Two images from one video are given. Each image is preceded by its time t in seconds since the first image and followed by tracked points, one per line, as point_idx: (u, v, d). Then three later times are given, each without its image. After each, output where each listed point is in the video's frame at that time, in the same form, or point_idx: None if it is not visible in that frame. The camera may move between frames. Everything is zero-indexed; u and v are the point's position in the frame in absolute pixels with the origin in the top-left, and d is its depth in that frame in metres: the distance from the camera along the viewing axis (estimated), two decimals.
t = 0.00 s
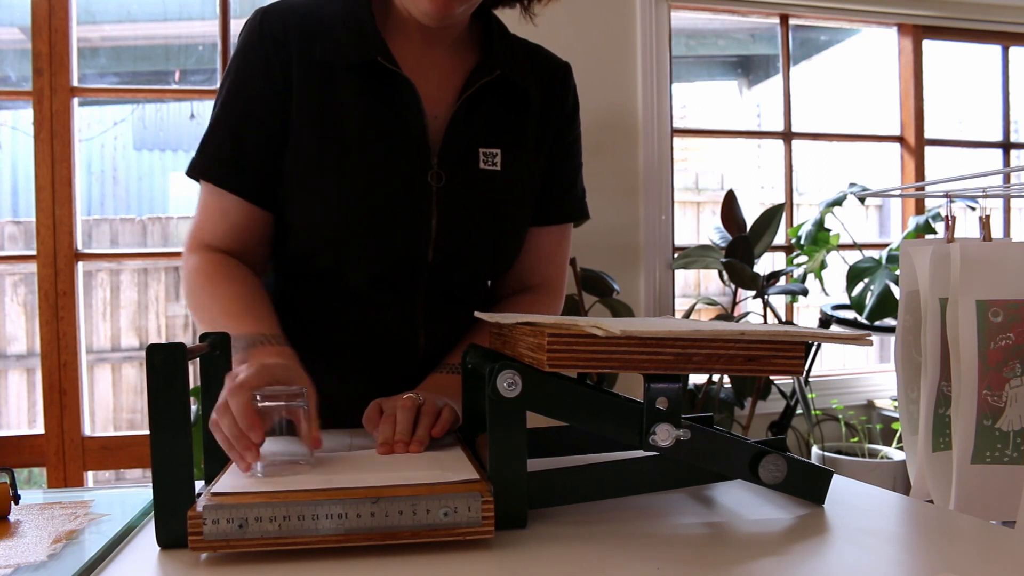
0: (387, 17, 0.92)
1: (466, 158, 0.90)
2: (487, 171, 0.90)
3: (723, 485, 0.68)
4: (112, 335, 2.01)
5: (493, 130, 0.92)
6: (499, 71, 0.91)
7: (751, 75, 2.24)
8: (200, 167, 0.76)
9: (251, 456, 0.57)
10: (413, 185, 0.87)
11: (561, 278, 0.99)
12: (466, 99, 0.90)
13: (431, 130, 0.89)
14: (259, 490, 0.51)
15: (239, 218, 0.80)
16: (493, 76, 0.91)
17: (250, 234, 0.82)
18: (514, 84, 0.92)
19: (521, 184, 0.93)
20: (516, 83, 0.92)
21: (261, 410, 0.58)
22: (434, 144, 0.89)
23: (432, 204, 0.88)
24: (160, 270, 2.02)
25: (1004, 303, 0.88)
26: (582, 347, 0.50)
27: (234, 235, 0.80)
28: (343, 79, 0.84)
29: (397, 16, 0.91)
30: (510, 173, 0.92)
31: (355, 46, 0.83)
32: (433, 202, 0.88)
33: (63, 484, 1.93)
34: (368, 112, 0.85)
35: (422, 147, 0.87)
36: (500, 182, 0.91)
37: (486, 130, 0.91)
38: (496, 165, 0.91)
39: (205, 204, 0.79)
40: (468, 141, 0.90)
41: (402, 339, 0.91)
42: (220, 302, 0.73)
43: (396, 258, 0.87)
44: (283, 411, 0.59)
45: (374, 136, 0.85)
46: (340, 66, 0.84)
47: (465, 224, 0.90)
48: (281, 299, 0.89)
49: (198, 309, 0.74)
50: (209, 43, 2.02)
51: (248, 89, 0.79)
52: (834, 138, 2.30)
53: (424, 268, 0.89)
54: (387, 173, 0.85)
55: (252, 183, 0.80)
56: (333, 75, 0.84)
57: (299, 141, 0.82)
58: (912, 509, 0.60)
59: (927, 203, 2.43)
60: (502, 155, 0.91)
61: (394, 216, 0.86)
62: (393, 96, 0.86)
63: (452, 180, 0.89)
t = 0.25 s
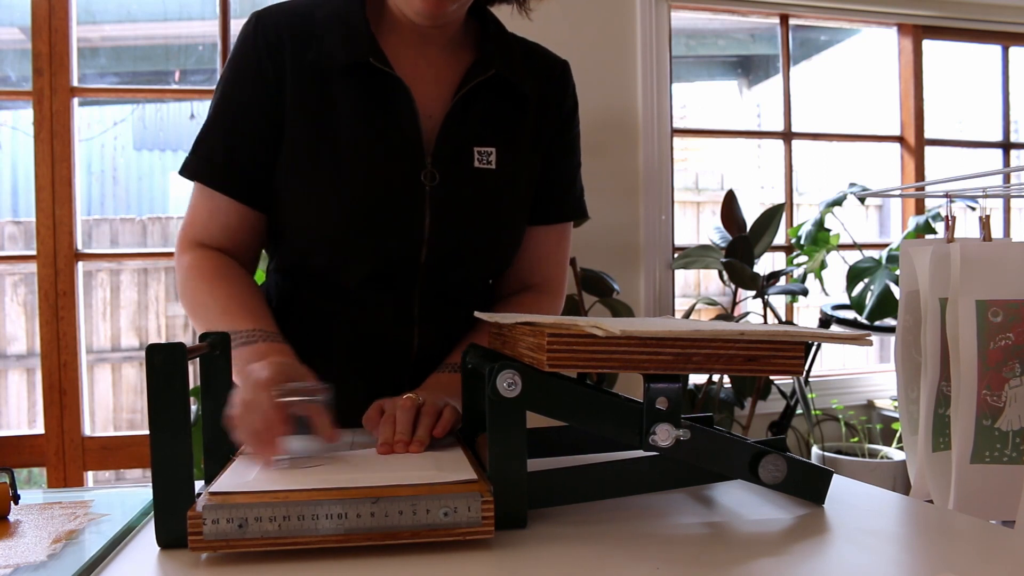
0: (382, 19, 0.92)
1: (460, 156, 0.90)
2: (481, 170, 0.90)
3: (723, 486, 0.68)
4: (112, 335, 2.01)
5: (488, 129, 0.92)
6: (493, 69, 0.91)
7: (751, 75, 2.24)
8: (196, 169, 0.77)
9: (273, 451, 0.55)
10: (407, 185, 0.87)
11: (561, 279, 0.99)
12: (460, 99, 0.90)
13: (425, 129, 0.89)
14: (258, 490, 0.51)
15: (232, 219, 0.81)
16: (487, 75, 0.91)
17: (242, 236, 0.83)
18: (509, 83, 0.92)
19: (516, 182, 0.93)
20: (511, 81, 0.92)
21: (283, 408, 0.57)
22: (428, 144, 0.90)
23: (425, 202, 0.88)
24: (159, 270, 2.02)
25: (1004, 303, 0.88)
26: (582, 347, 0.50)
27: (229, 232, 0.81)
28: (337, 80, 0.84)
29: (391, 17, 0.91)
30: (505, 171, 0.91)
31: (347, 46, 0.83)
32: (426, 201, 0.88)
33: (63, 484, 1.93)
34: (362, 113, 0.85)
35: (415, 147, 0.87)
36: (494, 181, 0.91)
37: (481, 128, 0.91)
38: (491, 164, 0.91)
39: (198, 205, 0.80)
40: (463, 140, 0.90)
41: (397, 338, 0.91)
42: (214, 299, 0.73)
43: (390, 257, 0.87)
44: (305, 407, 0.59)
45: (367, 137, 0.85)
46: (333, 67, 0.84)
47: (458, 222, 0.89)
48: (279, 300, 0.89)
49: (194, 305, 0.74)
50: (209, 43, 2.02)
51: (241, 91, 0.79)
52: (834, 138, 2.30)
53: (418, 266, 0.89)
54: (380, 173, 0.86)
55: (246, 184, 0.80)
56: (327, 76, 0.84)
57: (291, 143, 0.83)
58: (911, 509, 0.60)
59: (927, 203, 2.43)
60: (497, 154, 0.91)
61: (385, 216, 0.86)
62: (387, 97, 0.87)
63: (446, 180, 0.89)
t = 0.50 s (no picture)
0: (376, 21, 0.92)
1: (457, 155, 0.90)
2: (478, 168, 0.90)
3: (723, 486, 0.68)
4: (112, 335, 2.01)
5: (485, 128, 0.92)
6: (489, 68, 0.91)
7: (751, 75, 2.24)
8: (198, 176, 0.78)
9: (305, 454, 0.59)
10: (404, 184, 0.87)
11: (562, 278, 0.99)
12: (457, 98, 0.90)
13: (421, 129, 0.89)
14: (258, 490, 0.51)
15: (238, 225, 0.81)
16: (484, 74, 0.91)
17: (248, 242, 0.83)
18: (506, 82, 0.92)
19: (514, 181, 0.93)
20: (508, 80, 0.92)
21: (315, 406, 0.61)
22: (425, 143, 0.90)
23: (422, 201, 0.88)
24: (159, 270, 2.02)
25: (1004, 303, 0.88)
26: (581, 347, 0.50)
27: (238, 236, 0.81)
28: (334, 81, 0.85)
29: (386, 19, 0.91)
30: (503, 169, 0.92)
31: (344, 48, 0.84)
32: (423, 200, 0.88)
33: (63, 484, 1.93)
34: (360, 114, 0.86)
35: (413, 146, 0.87)
36: (491, 179, 0.91)
37: (478, 128, 0.91)
38: (488, 162, 0.91)
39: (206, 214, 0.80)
40: (460, 139, 0.90)
41: (396, 338, 0.91)
42: (222, 305, 0.74)
43: (387, 256, 0.87)
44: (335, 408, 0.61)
45: (365, 137, 0.85)
46: (330, 69, 0.84)
47: (456, 221, 0.89)
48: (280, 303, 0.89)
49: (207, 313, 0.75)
50: (209, 43, 2.02)
51: (239, 93, 0.80)
52: (834, 138, 2.30)
53: (416, 265, 0.89)
54: (377, 173, 0.86)
55: (245, 185, 0.80)
56: (324, 78, 0.85)
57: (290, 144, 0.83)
58: (911, 509, 0.60)
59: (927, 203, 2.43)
60: (494, 152, 0.91)
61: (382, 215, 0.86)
62: (384, 97, 0.87)
63: (443, 178, 0.89)
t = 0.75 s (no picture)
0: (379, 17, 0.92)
1: (459, 154, 0.90)
2: (479, 167, 0.90)
3: (723, 486, 0.68)
4: (112, 335, 2.01)
5: (486, 127, 0.92)
6: (492, 68, 0.91)
7: (751, 75, 2.24)
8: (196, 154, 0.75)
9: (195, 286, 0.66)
10: (405, 179, 0.87)
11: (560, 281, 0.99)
12: (459, 97, 0.90)
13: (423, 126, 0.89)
14: (258, 489, 0.51)
15: (235, 194, 0.75)
16: (488, 74, 0.91)
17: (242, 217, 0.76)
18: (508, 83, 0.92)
19: (513, 182, 0.93)
20: (511, 82, 0.92)
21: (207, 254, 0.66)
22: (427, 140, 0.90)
23: (423, 197, 0.88)
24: (160, 270, 2.03)
25: (1004, 303, 0.88)
26: (581, 347, 0.50)
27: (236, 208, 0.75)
28: (337, 75, 0.85)
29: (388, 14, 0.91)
30: (503, 169, 0.92)
31: (347, 43, 0.84)
32: (423, 198, 0.88)
33: (63, 485, 1.93)
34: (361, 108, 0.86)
35: (416, 143, 0.87)
36: (492, 178, 0.91)
37: (480, 128, 0.91)
38: (488, 161, 0.91)
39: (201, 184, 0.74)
40: (461, 137, 0.90)
41: (395, 336, 0.91)
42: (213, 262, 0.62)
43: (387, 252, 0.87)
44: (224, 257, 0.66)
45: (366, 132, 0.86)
46: (334, 63, 0.84)
47: (455, 219, 0.89)
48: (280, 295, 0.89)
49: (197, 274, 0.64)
50: (209, 43, 2.02)
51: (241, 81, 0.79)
52: (834, 138, 2.30)
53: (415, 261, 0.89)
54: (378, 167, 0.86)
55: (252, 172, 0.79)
56: (327, 72, 0.84)
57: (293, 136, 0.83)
58: (912, 509, 0.60)
59: (927, 203, 2.43)
60: (494, 151, 0.91)
61: (382, 211, 0.87)
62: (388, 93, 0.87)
63: (443, 174, 0.89)
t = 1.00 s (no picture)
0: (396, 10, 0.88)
1: (479, 165, 0.89)
2: (496, 178, 0.91)
3: (723, 486, 0.68)
4: (112, 335, 2.01)
5: (501, 138, 0.92)
6: (507, 82, 0.91)
7: (751, 75, 2.24)
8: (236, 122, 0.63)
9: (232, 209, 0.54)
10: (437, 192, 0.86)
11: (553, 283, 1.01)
12: (478, 108, 0.90)
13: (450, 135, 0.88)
14: (259, 489, 0.51)
15: (292, 143, 0.60)
16: (503, 87, 0.91)
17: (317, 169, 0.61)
18: (519, 95, 0.93)
19: (524, 191, 0.95)
20: (521, 95, 0.93)
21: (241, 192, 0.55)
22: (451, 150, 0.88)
23: (452, 210, 0.87)
24: (159, 270, 2.02)
25: (1004, 303, 0.88)
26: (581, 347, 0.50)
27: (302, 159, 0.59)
28: (366, 82, 0.81)
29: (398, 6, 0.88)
30: (515, 180, 0.93)
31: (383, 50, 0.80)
32: (454, 211, 0.88)
33: (63, 485, 1.93)
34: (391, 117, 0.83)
35: (444, 154, 0.86)
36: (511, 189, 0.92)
37: (496, 139, 0.91)
38: (503, 172, 0.91)
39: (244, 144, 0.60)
40: (480, 148, 0.90)
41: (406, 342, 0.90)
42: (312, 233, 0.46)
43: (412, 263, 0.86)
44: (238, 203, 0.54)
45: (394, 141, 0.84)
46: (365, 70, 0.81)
47: (475, 231, 0.90)
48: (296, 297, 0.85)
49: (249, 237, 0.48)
50: (209, 43, 2.02)
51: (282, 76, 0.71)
52: (834, 138, 2.30)
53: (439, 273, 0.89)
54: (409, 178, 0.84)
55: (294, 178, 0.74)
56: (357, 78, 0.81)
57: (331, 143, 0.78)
58: (912, 509, 0.60)
59: (927, 203, 2.43)
60: (508, 162, 0.92)
61: (419, 226, 0.85)
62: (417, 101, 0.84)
63: (470, 186, 0.89)
